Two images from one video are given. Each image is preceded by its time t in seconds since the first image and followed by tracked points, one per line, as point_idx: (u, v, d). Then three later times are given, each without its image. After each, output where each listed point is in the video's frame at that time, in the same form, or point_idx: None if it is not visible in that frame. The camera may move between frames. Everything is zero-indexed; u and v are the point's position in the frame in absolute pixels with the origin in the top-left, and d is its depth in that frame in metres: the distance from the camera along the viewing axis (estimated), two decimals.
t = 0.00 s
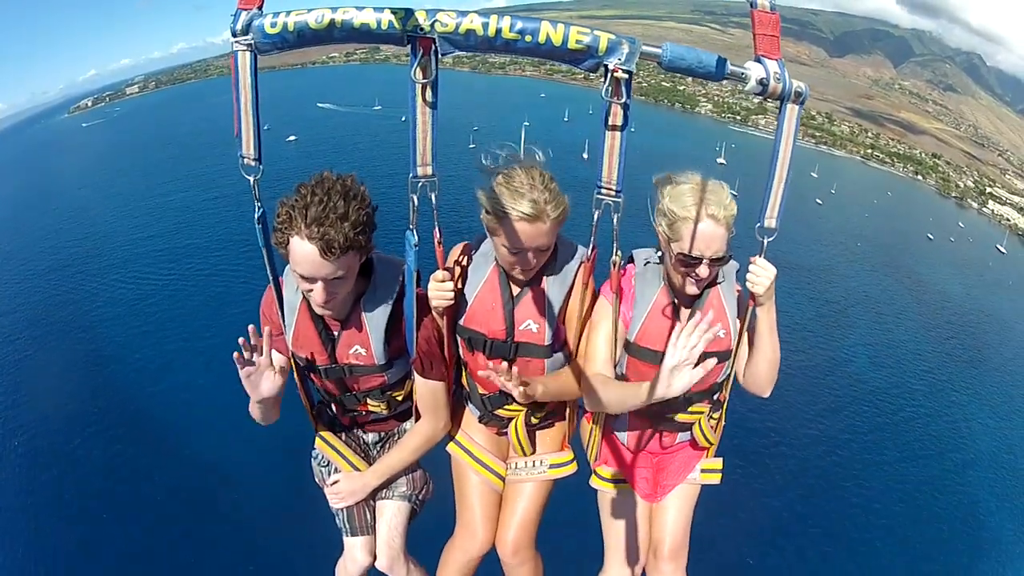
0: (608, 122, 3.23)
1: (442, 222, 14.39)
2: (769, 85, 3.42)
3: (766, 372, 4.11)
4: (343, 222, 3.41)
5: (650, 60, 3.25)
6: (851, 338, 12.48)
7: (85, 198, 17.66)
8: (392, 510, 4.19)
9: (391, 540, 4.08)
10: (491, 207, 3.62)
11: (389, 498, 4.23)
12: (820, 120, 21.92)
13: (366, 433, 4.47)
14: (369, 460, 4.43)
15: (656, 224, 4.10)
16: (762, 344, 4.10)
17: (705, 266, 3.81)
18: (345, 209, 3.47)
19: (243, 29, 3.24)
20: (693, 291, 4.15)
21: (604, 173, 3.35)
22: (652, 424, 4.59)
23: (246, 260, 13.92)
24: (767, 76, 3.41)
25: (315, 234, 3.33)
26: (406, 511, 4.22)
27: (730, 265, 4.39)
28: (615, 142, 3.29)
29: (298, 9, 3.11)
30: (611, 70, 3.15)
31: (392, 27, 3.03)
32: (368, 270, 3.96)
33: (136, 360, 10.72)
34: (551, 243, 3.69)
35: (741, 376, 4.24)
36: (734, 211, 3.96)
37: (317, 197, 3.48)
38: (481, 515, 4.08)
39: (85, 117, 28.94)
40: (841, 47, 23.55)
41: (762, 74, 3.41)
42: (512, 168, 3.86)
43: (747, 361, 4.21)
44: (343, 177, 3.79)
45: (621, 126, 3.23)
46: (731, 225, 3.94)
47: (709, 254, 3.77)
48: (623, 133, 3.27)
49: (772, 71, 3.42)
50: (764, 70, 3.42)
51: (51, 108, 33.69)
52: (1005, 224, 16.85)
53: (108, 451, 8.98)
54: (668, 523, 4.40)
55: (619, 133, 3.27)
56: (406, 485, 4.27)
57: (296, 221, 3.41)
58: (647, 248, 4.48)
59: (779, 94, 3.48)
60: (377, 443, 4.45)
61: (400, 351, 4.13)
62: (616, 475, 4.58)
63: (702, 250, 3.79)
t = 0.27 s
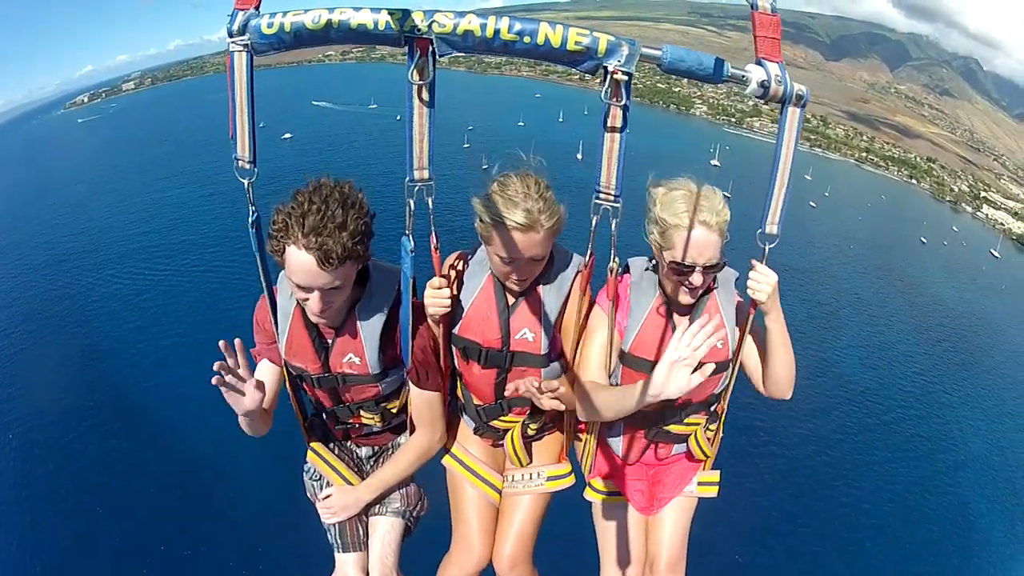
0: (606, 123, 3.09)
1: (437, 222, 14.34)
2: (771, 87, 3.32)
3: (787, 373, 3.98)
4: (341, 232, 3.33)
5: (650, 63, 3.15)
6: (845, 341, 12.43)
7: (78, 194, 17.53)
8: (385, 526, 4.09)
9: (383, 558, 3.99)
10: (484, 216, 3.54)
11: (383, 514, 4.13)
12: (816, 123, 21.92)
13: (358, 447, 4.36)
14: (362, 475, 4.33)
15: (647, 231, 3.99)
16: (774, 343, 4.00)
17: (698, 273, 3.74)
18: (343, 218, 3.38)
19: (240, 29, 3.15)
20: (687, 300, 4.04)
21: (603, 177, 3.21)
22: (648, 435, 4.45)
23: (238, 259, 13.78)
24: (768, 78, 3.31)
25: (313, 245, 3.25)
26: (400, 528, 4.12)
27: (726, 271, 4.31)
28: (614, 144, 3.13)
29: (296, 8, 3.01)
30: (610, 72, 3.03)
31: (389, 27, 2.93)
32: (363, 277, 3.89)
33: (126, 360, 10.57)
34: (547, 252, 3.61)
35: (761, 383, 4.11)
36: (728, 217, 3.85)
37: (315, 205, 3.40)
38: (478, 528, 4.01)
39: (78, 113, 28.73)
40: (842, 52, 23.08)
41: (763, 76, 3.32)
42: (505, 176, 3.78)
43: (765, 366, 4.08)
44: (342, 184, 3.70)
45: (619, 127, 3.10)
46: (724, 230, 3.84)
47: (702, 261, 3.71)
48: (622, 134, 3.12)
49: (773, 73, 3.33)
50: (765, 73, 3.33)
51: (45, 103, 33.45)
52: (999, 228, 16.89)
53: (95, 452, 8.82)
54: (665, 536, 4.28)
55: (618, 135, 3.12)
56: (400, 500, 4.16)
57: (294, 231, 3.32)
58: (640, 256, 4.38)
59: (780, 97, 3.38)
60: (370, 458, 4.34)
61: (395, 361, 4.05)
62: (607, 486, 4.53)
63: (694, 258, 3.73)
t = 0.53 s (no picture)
0: (606, 124, 3.03)
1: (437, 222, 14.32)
2: (772, 87, 3.27)
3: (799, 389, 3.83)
4: (338, 237, 3.28)
5: (651, 63, 3.09)
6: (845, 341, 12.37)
7: (77, 195, 17.49)
8: (385, 540, 4.05)
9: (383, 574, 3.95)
10: (482, 216, 3.49)
11: (382, 528, 4.09)
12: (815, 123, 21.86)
13: (357, 459, 4.31)
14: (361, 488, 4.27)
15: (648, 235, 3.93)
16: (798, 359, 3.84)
17: (699, 276, 3.68)
18: (340, 223, 3.34)
19: (237, 31, 3.10)
20: (689, 305, 3.98)
21: (603, 179, 3.13)
22: (653, 440, 4.35)
23: (236, 260, 13.73)
24: (769, 78, 3.26)
25: (310, 249, 3.19)
26: (400, 542, 4.08)
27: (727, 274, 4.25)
28: (615, 145, 3.07)
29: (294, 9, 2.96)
30: (610, 72, 2.98)
31: (388, 28, 2.89)
32: (360, 285, 3.85)
33: (120, 362, 10.47)
34: (544, 254, 3.55)
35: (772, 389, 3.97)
36: (728, 221, 3.78)
37: (310, 209, 3.35)
38: (484, 541, 3.94)
39: (76, 114, 28.72)
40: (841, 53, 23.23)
41: (763, 76, 3.27)
42: (503, 177, 3.72)
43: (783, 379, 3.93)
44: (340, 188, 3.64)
45: (621, 127, 3.04)
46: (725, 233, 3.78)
47: (702, 264, 3.65)
48: (624, 135, 3.06)
49: (774, 74, 3.28)
50: (766, 73, 3.28)
51: (44, 106, 33.43)
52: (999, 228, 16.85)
53: (91, 455, 8.75)
54: (673, 542, 4.19)
55: (619, 135, 3.06)
56: (400, 514, 4.11)
57: (289, 235, 3.26)
58: (643, 261, 4.33)
59: (782, 97, 3.32)
60: (369, 471, 4.29)
61: (394, 370, 4.01)
62: (611, 491, 4.40)
63: (694, 261, 3.66)
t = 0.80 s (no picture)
0: (609, 124, 2.99)
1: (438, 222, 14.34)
2: (773, 87, 3.18)
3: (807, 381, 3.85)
4: (339, 240, 3.23)
5: (653, 63, 3.01)
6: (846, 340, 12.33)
7: (77, 196, 17.48)
8: (387, 548, 3.99)
9: None
10: (482, 216, 3.45)
11: (384, 536, 4.02)
12: (815, 122, 21.93)
13: (357, 466, 4.25)
14: (361, 495, 4.22)
15: (652, 233, 3.90)
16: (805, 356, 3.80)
17: (704, 272, 3.64)
18: (341, 225, 3.30)
19: (235, 31, 3.05)
20: (695, 301, 3.89)
21: (606, 180, 3.08)
22: (660, 440, 4.28)
23: (235, 261, 13.70)
24: (770, 78, 3.18)
25: (311, 253, 3.15)
26: (402, 550, 4.01)
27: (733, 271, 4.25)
28: (617, 145, 3.02)
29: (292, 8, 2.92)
30: (613, 71, 2.92)
31: (387, 28, 2.85)
32: (360, 289, 3.81)
33: (120, 364, 10.44)
34: (545, 253, 3.50)
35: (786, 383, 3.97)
36: (731, 217, 3.74)
37: (311, 211, 3.30)
38: (490, 547, 3.88)
39: (77, 115, 28.75)
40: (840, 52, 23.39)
41: (764, 75, 3.19)
42: (504, 177, 3.68)
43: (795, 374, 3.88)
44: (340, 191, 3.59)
45: (623, 127, 2.99)
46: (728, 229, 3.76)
47: (707, 259, 3.60)
48: (626, 134, 3.02)
49: (775, 73, 3.19)
50: (767, 72, 3.19)
51: (43, 109, 33.43)
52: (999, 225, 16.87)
53: (91, 457, 8.70)
54: (681, 540, 4.14)
55: (621, 135, 3.01)
56: (402, 521, 4.05)
57: (289, 238, 3.22)
58: (646, 261, 4.21)
59: (783, 97, 3.24)
60: (369, 478, 4.23)
61: (395, 375, 3.94)
62: (616, 491, 4.34)
63: (699, 255, 3.61)
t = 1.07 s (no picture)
0: (607, 124, 3.01)
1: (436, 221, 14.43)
2: (771, 87, 3.13)
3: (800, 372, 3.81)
4: (339, 238, 3.26)
5: (650, 63, 3.00)
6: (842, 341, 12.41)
7: (75, 195, 17.50)
8: (385, 544, 4.03)
9: None
10: (477, 213, 3.48)
11: (382, 531, 4.07)
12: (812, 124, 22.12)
13: (356, 462, 4.32)
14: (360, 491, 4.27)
15: (645, 228, 3.93)
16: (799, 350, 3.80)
17: (698, 264, 3.67)
18: (341, 224, 3.33)
19: (236, 30, 3.07)
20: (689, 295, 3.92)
21: (604, 179, 3.11)
22: (653, 435, 4.34)
23: (233, 261, 13.72)
24: (769, 78, 3.12)
25: (312, 252, 3.18)
26: (400, 544, 4.05)
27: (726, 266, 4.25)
28: (615, 146, 3.05)
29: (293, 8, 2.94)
30: (611, 72, 2.94)
31: (387, 28, 2.87)
32: (359, 287, 3.83)
33: (118, 361, 10.46)
34: (540, 249, 3.53)
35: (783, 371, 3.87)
36: (724, 210, 3.78)
37: (312, 210, 3.33)
38: (489, 540, 3.91)
39: (75, 113, 28.75)
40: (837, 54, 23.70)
41: (763, 76, 3.12)
42: (499, 174, 3.72)
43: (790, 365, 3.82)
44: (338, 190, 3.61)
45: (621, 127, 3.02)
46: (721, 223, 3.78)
47: (700, 251, 3.62)
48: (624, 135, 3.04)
49: (773, 73, 3.13)
50: (765, 72, 3.13)
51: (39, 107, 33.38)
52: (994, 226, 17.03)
53: (88, 454, 8.72)
54: (673, 533, 4.17)
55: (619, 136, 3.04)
56: (399, 516, 4.10)
57: (289, 236, 3.24)
58: (640, 258, 4.24)
59: (781, 98, 3.18)
60: (368, 473, 4.29)
61: (393, 372, 3.99)
62: (610, 485, 4.37)
63: (692, 248, 3.63)
